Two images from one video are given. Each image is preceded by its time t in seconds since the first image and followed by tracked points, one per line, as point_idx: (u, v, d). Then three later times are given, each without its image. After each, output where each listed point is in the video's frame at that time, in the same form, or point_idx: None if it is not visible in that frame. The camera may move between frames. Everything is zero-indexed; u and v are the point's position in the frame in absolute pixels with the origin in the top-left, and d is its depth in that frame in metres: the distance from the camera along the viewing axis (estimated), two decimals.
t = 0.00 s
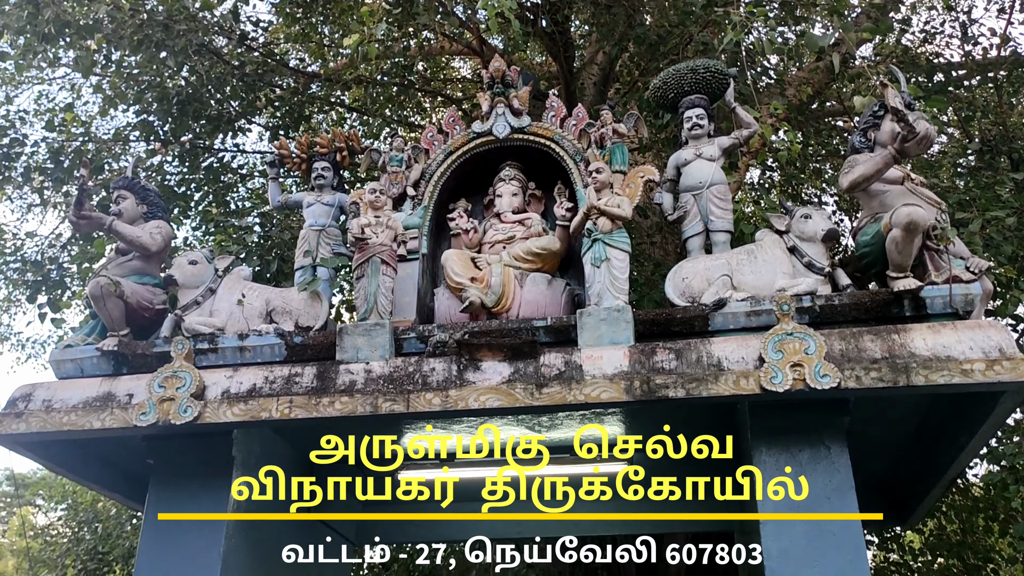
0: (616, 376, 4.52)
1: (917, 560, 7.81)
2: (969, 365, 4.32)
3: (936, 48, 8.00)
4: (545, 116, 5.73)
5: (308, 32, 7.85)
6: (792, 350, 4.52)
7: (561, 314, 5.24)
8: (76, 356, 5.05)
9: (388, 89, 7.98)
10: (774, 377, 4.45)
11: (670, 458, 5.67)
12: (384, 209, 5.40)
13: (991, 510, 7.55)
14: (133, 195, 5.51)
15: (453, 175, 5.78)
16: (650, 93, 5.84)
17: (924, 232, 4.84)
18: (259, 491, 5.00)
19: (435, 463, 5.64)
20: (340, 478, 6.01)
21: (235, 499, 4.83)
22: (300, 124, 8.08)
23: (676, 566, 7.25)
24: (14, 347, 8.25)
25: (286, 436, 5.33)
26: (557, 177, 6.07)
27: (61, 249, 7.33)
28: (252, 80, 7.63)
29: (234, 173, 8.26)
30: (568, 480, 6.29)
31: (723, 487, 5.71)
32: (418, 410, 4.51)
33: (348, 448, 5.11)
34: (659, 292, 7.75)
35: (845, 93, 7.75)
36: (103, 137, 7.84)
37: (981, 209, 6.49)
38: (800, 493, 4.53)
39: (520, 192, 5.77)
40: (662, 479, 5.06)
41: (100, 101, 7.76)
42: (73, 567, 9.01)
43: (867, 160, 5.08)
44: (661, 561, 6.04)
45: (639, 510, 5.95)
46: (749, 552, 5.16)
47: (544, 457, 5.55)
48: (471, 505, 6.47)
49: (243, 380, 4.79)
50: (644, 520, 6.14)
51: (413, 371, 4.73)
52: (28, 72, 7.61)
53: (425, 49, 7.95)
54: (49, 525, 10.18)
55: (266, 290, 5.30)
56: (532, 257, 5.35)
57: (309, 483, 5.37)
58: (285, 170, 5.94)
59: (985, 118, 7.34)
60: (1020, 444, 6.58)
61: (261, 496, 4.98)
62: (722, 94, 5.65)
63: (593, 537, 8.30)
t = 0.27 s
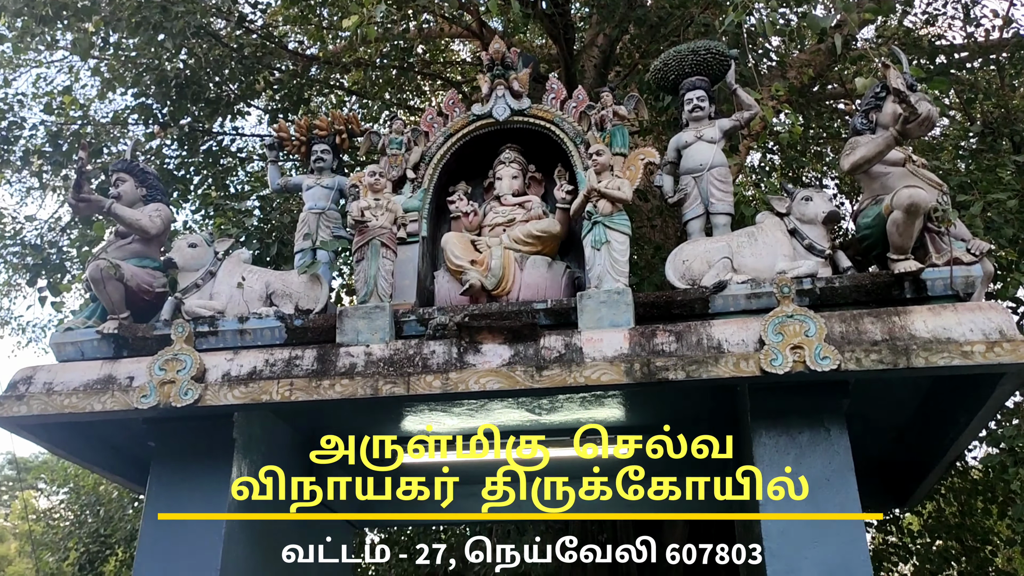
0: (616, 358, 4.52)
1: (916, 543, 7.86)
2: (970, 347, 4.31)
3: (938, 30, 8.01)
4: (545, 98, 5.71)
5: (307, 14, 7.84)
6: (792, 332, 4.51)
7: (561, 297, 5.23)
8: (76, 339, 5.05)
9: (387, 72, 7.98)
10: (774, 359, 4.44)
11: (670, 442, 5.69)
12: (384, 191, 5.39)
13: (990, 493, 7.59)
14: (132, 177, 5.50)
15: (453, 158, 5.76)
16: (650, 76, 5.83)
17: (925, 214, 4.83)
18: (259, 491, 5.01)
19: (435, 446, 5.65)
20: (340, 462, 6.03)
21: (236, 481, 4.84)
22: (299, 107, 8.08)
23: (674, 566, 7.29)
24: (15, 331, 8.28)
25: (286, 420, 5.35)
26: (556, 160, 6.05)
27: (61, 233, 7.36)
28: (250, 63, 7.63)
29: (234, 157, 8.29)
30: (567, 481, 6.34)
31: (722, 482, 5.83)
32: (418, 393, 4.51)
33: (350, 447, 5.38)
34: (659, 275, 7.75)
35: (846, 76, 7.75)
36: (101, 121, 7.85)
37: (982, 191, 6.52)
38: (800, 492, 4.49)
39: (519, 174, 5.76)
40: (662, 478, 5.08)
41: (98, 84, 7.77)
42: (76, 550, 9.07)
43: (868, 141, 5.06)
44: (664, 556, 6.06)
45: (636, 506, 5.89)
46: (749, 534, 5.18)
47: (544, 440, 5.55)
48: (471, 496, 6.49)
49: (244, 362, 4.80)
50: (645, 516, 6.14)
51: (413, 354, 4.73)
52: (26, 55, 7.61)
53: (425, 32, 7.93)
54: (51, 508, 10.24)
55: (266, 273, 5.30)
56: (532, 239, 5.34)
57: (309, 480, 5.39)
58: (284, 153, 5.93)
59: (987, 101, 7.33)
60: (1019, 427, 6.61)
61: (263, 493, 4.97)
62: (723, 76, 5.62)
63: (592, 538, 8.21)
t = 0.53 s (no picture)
0: (617, 342, 4.52)
1: (915, 525, 7.91)
2: (971, 330, 4.30)
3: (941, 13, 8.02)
4: (546, 81, 5.70)
5: None
6: (793, 316, 4.50)
7: (562, 281, 5.22)
8: (77, 323, 5.05)
9: (388, 56, 7.97)
10: (775, 343, 4.43)
11: (670, 426, 5.69)
12: (385, 175, 5.38)
13: (990, 477, 7.61)
14: (132, 161, 5.48)
15: (453, 141, 5.75)
16: (651, 59, 5.82)
17: (927, 197, 4.82)
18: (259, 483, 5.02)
19: (436, 430, 5.66)
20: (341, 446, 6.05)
21: (238, 464, 4.84)
22: (299, 91, 8.07)
23: (673, 564, 7.46)
24: (16, 316, 8.29)
25: (288, 403, 5.36)
26: (557, 144, 6.04)
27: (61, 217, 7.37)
28: (250, 47, 7.62)
29: (234, 141, 8.31)
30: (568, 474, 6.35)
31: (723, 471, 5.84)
32: (419, 376, 4.51)
33: (349, 449, 5.54)
34: (660, 259, 7.75)
35: (848, 59, 7.73)
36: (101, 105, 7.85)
37: (984, 175, 6.52)
38: (800, 481, 4.49)
39: (520, 158, 5.74)
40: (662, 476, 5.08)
41: (97, 68, 7.77)
42: (79, 533, 9.12)
43: (870, 124, 5.05)
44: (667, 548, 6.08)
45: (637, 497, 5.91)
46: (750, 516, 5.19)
47: (545, 423, 5.54)
48: (474, 490, 6.46)
49: (245, 346, 4.80)
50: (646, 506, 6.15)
51: (414, 337, 4.73)
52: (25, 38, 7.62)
53: (426, 15, 7.91)
54: (54, 492, 10.30)
55: (267, 257, 5.30)
56: (533, 223, 5.33)
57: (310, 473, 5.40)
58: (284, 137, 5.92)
59: (990, 83, 7.31)
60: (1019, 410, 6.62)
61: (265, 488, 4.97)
62: (724, 58, 5.61)
63: (593, 533, 8.16)
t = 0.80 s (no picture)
0: (618, 326, 4.52)
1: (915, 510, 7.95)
2: (973, 314, 4.29)
3: None
4: (547, 65, 5.68)
5: None
6: (794, 300, 4.49)
7: (564, 265, 5.22)
8: (79, 308, 5.05)
9: (389, 40, 7.95)
10: (776, 327, 4.42)
11: (671, 411, 5.72)
12: (386, 159, 5.37)
13: (990, 461, 7.65)
14: (132, 146, 5.48)
15: (454, 126, 5.74)
16: (653, 42, 5.80)
17: (929, 180, 4.81)
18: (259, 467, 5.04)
19: (437, 415, 5.67)
20: (344, 429, 6.09)
21: (240, 448, 4.85)
22: (300, 76, 8.07)
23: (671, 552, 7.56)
24: (18, 301, 8.32)
25: (290, 387, 5.39)
26: (558, 128, 6.03)
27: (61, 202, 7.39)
28: (250, 31, 7.61)
29: (234, 126, 8.33)
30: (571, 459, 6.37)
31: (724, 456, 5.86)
32: (420, 360, 4.51)
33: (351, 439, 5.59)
34: (661, 244, 7.75)
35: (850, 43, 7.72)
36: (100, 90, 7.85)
37: (986, 159, 6.53)
38: (801, 467, 4.49)
39: (521, 142, 5.73)
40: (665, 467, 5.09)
41: (97, 52, 7.76)
42: (83, 517, 9.19)
43: (873, 107, 5.03)
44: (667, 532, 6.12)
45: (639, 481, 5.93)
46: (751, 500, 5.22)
47: (547, 408, 5.55)
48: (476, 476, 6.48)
49: (247, 331, 4.80)
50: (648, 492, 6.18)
51: (416, 322, 4.73)
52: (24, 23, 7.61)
53: None
54: (57, 477, 10.37)
55: (268, 242, 5.30)
56: (534, 207, 5.33)
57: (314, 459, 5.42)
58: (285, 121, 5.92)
59: (993, 67, 7.30)
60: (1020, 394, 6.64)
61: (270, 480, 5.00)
62: (727, 42, 5.59)
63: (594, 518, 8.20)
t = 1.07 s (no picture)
0: (620, 312, 4.51)
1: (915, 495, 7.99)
2: (975, 299, 4.28)
3: None
4: (549, 50, 5.65)
5: None
6: (796, 285, 4.46)
7: (565, 251, 5.21)
8: (81, 293, 5.05)
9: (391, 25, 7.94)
10: (778, 312, 4.40)
11: (673, 396, 5.72)
12: (387, 145, 5.35)
13: (990, 446, 7.68)
14: (132, 131, 5.46)
15: (455, 111, 5.72)
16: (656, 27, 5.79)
17: (932, 165, 4.80)
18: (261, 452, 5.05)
19: (439, 400, 5.67)
20: (346, 415, 6.10)
21: (242, 433, 4.86)
22: (301, 61, 8.06)
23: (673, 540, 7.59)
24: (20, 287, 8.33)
25: (292, 372, 5.39)
26: (560, 113, 6.01)
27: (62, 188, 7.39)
28: (250, 16, 7.59)
29: (234, 111, 8.33)
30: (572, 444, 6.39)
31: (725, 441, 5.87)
32: (422, 345, 4.51)
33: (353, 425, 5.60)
34: (662, 230, 7.75)
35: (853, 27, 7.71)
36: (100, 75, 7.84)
37: (989, 144, 6.54)
38: (802, 451, 4.50)
39: (523, 127, 5.72)
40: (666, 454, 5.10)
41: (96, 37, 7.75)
42: (86, 502, 9.24)
43: (876, 92, 5.01)
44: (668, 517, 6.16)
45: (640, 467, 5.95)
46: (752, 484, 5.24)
47: (548, 393, 5.55)
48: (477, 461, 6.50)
49: (248, 317, 4.80)
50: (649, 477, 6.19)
51: (417, 308, 4.72)
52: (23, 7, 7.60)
53: None
54: (60, 462, 10.42)
55: (269, 228, 5.29)
56: (535, 193, 5.32)
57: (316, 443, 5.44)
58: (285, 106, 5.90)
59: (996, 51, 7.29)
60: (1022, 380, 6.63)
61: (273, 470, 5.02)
62: (729, 26, 5.58)
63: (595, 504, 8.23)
